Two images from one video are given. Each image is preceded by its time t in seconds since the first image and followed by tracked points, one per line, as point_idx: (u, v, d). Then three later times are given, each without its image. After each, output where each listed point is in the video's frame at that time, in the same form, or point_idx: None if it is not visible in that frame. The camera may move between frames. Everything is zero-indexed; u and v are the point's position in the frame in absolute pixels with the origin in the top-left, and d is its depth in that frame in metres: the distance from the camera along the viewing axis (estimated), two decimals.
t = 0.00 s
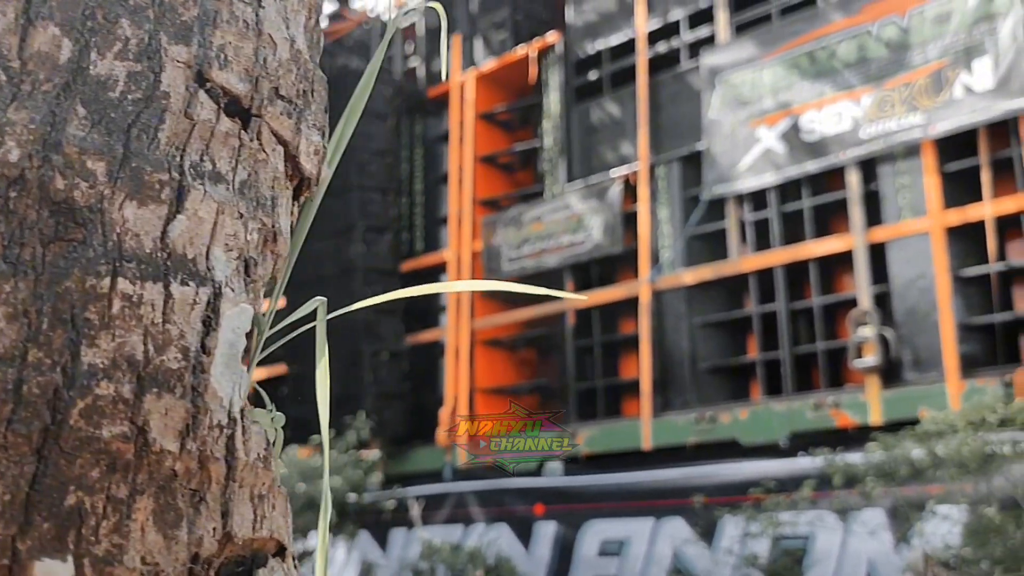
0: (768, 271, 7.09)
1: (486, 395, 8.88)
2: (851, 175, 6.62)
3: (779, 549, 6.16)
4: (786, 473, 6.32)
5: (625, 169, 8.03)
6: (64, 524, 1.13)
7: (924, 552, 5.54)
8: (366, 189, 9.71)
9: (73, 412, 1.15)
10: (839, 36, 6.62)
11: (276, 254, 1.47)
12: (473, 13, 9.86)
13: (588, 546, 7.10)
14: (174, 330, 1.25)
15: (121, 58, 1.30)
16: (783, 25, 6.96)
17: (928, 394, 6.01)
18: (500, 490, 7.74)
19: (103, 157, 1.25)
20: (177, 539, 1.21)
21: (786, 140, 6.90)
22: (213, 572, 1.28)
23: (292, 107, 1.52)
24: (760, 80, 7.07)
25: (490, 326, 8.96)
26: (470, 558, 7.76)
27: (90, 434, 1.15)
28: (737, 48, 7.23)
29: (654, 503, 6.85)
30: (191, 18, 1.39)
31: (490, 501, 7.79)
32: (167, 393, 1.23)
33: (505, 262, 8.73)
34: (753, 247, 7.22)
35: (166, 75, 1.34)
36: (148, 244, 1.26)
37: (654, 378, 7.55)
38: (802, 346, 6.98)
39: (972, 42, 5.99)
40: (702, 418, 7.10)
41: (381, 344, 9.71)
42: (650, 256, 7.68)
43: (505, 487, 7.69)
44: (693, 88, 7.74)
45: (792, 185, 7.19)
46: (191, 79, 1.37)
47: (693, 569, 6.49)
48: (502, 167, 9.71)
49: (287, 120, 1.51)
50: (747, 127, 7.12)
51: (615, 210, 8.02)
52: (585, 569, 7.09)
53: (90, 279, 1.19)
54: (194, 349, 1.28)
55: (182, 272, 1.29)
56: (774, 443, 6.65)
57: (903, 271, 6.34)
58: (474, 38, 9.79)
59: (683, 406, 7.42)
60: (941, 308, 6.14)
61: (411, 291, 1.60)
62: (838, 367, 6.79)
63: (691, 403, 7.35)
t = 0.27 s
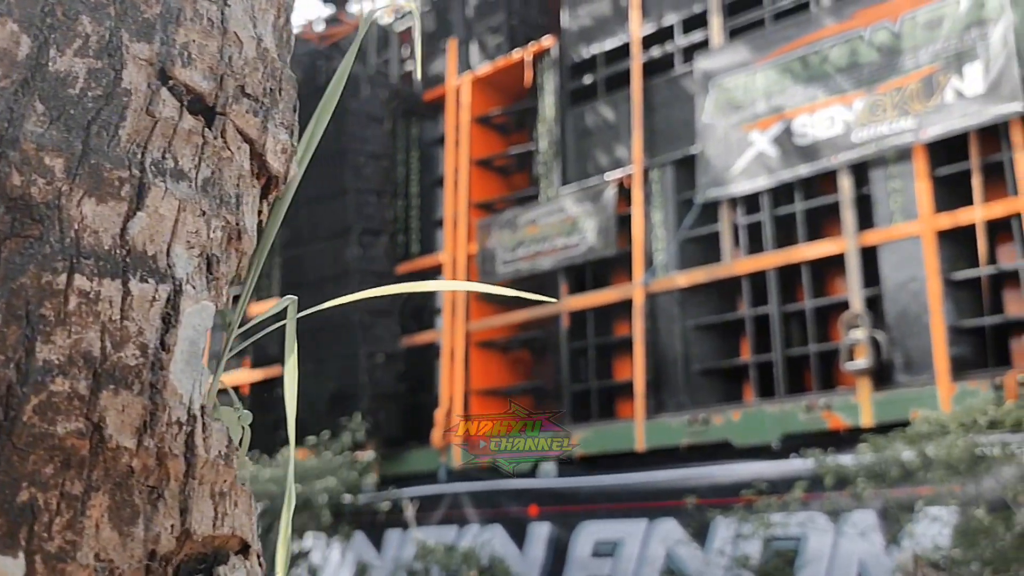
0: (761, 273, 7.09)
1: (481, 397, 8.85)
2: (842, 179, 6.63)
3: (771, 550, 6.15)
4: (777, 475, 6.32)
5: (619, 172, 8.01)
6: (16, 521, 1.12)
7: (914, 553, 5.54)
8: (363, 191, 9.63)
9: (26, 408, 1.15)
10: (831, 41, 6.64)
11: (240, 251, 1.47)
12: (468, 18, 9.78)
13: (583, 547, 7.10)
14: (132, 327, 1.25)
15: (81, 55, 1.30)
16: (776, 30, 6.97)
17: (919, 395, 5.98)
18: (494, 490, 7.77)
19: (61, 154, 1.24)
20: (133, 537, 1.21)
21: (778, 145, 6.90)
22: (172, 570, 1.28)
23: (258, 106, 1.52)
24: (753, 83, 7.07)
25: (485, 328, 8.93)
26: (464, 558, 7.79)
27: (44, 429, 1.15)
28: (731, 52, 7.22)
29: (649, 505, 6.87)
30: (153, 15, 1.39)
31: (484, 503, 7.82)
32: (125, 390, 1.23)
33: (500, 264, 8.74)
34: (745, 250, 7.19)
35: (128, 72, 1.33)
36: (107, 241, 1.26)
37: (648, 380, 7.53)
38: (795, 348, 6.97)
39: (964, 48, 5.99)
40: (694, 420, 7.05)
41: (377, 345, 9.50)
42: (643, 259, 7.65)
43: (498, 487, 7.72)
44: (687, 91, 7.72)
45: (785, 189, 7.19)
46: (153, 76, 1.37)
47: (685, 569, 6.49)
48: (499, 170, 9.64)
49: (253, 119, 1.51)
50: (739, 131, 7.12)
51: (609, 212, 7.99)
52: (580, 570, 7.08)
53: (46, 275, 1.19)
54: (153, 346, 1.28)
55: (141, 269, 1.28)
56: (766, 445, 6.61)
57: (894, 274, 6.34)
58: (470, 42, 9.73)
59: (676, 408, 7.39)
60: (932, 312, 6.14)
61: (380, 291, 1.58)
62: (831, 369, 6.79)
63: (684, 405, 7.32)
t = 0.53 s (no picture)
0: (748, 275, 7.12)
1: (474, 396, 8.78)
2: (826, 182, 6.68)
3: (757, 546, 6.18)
4: (763, 473, 6.36)
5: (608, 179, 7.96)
6: None
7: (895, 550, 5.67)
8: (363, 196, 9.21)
9: None
10: (816, 51, 6.72)
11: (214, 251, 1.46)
12: (465, 28, 9.50)
13: (572, 544, 7.12)
14: (88, 326, 0.95)
15: (39, 57, 0.98)
16: (763, 40, 7.04)
17: (901, 396, 6.08)
18: (487, 487, 7.81)
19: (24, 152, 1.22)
20: (86, 535, 0.91)
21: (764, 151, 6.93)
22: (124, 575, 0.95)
23: (226, 112, 1.17)
24: (740, 91, 7.13)
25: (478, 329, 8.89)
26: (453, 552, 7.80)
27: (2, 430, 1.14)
28: (717, 62, 7.29)
29: (636, 502, 6.88)
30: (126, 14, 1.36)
31: (479, 499, 7.83)
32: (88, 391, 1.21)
33: (494, 268, 8.58)
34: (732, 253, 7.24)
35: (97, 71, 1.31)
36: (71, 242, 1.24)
37: (638, 379, 7.55)
38: (781, 349, 7.03)
39: (946, 57, 6.06)
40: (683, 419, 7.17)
41: (374, 347, 9.18)
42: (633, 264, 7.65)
43: (492, 484, 7.77)
44: (676, 100, 7.68)
45: (771, 194, 7.23)
46: (114, 80, 1.04)
47: (673, 564, 6.48)
48: (492, 175, 9.44)
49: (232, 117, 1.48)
50: (726, 138, 7.17)
51: (600, 218, 7.86)
52: (570, 567, 7.10)
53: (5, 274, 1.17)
54: (112, 343, 0.97)
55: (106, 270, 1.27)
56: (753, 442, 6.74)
57: (878, 276, 6.40)
58: (467, 52, 9.50)
59: (664, 408, 7.42)
60: (914, 315, 6.20)
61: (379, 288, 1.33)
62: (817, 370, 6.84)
63: (672, 406, 7.35)
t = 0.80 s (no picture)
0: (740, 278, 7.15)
1: (468, 399, 8.79)
2: (817, 186, 6.70)
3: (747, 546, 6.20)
4: (754, 474, 6.38)
5: (601, 182, 7.99)
6: None
7: (883, 550, 5.68)
8: (357, 198, 9.19)
9: None
10: (807, 56, 6.78)
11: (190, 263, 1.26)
12: (460, 33, 9.61)
13: (564, 544, 7.14)
14: (39, 322, 0.82)
15: None
16: (754, 45, 7.08)
17: (890, 399, 6.12)
18: (481, 487, 7.83)
19: None
20: (35, 533, 0.79)
21: (755, 156, 6.99)
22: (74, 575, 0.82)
23: (187, 110, 1.03)
24: (732, 96, 7.19)
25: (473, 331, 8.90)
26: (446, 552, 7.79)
27: None
28: (709, 67, 7.34)
29: (628, 503, 6.90)
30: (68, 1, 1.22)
31: (472, 500, 7.84)
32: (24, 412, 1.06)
33: (488, 271, 8.61)
34: (724, 257, 7.27)
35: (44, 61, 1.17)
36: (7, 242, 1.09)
37: (631, 382, 7.57)
38: (772, 352, 7.06)
39: (935, 63, 6.11)
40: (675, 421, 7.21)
41: (368, 349, 9.12)
42: (626, 266, 7.68)
43: (486, 484, 7.79)
44: (669, 105, 7.72)
45: (763, 198, 7.26)
46: (70, 77, 0.90)
47: (665, 564, 6.51)
48: (486, 179, 9.44)
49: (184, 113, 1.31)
50: (718, 142, 7.22)
51: (594, 221, 7.87)
52: (562, 568, 7.11)
53: None
54: (64, 339, 0.84)
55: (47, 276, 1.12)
56: (744, 444, 6.77)
57: (869, 279, 6.44)
58: (461, 56, 9.56)
59: (657, 409, 7.42)
60: (903, 319, 6.24)
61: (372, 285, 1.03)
62: (808, 372, 6.88)
63: (665, 407, 7.34)
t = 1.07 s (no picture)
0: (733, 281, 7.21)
1: (463, 401, 8.82)
2: (809, 189, 6.75)
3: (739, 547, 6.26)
4: (745, 476, 6.43)
5: (595, 186, 8.03)
6: None
7: (873, 552, 5.75)
8: (353, 201, 9.23)
9: None
10: (799, 61, 6.84)
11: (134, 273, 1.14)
12: (456, 37, 9.66)
13: (557, 545, 7.19)
14: None
15: None
16: (747, 50, 7.14)
17: (880, 402, 6.18)
18: (475, 489, 7.87)
19: None
20: None
21: (748, 160, 7.04)
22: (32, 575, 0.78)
23: (153, 111, 0.93)
24: (725, 101, 7.24)
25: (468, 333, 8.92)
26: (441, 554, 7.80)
27: None
28: (703, 71, 7.39)
29: (621, 505, 6.95)
30: None
31: (466, 502, 7.88)
32: None
33: (482, 273, 8.65)
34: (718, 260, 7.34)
35: None
36: None
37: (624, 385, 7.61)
38: (764, 355, 7.11)
39: (926, 68, 6.17)
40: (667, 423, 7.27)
41: (364, 351, 9.16)
42: (619, 269, 7.73)
43: (479, 486, 7.83)
44: (663, 109, 7.77)
45: (756, 202, 7.31)
46: (29, 75, 0.82)
47: (656, 566, 6.50)
48: (482, 182, 9.49)
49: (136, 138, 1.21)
50: (711, 147, 7.27)
51: (587, 225, 7.90)
52: (555, 568, 7.15)
53: None
54: (22, 338, 0.77)
55: None
56: (735, 447, 6.82)
57: (860, 283, 6.50)
58: (457, 60, 9.58)
59: (650, 411, 7.47)
60: (894, 321, 6.29)
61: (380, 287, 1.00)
62: (799, 375, 6.93)
63: (657, 410, 7.40)
